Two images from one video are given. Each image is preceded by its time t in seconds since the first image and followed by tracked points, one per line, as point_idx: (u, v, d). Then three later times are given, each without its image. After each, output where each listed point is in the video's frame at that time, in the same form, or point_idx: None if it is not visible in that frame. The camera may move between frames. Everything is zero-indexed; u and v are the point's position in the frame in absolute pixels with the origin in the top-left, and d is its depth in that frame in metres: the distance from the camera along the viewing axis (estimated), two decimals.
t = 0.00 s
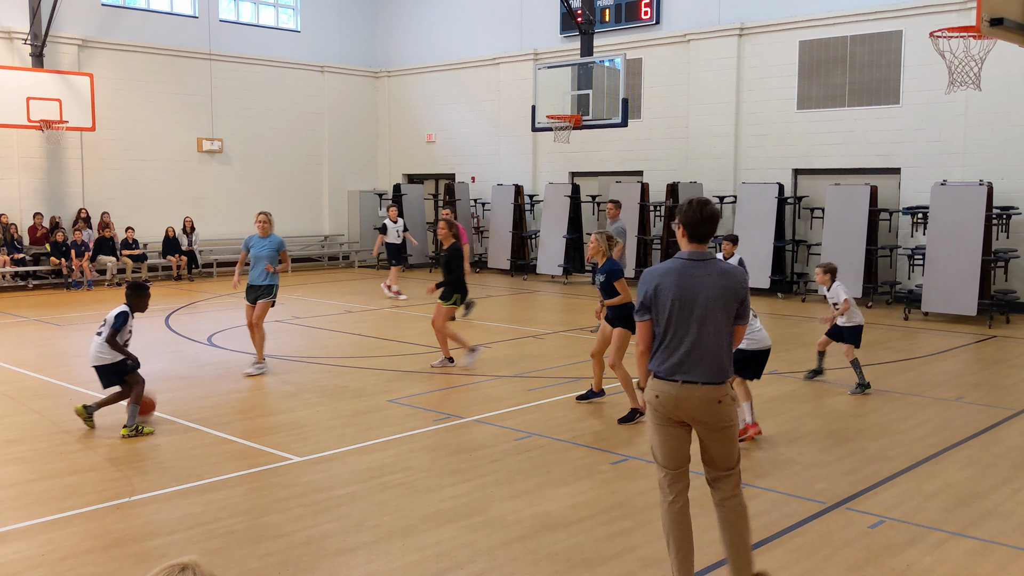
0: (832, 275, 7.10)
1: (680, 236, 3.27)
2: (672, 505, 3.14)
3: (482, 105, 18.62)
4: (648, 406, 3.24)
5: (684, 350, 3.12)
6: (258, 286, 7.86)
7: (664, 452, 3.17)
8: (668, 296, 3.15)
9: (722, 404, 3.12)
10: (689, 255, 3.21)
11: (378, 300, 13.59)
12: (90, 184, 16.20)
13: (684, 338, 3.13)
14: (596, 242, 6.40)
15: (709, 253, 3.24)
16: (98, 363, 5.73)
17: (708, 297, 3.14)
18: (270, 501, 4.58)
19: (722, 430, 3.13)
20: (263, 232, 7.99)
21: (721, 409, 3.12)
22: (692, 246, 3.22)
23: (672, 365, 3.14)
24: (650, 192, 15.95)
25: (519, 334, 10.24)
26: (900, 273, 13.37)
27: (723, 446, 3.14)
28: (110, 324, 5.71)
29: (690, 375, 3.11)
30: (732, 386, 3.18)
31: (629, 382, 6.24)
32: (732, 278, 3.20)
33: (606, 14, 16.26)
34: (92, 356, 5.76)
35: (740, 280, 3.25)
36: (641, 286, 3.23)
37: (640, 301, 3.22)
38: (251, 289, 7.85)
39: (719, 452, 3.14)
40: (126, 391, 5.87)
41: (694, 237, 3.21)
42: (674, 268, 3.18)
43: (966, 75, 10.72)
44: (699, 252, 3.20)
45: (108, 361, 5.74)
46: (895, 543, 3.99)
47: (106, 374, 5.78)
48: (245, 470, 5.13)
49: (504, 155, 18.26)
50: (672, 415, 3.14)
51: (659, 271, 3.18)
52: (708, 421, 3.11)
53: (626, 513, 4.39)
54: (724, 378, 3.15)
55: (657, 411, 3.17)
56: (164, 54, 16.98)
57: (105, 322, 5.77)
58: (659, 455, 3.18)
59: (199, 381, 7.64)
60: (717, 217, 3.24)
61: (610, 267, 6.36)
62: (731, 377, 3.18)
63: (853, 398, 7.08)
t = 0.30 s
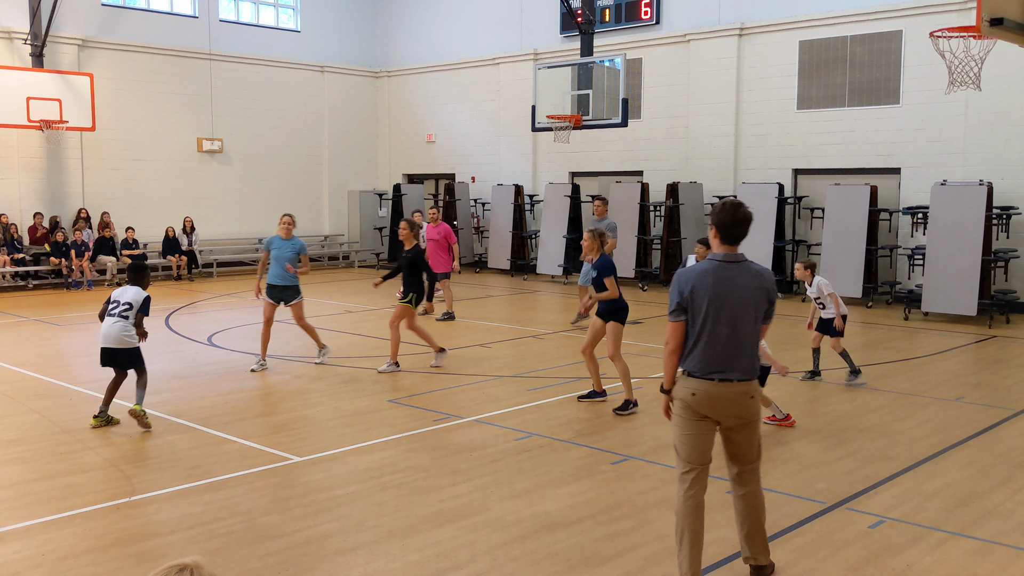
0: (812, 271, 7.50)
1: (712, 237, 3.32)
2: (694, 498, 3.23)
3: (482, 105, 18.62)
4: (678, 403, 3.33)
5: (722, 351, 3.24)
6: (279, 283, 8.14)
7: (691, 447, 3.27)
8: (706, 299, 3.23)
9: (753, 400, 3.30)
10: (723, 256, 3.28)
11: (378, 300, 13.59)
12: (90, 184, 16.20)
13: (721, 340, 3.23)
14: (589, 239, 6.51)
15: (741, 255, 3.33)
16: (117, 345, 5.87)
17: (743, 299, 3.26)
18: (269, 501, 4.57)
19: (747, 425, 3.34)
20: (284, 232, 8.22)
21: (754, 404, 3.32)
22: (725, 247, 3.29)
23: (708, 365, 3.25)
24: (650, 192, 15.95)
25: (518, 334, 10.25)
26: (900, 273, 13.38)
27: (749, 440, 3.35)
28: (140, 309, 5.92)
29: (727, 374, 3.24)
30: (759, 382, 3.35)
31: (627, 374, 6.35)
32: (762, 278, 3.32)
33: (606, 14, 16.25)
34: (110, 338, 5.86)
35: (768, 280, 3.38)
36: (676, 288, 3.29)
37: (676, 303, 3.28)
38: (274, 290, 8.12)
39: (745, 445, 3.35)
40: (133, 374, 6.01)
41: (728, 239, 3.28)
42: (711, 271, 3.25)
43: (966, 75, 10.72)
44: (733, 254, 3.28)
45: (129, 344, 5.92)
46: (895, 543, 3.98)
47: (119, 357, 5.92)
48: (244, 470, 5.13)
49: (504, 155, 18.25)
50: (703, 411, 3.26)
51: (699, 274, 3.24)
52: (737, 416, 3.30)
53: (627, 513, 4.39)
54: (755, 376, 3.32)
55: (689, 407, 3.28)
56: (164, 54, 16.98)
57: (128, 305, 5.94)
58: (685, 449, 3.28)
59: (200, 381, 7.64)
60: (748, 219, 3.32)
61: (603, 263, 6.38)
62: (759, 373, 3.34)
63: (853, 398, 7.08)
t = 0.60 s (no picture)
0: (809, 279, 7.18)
1: (743, 235, 3.44)
2: (707, 476, 3.47)
3: (483, 105, 18.61)
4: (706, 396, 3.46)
5: (750, 345, 3.35)
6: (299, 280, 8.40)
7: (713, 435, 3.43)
8: (733, 294, 3.36)
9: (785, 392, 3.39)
10: (751, 255, 3.41)
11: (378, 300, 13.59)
12: (90, 184, 16.21)
13: (749, 335, 3.35)
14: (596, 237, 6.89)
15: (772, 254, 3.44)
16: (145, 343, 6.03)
17: (772, 294, 3.37)
18: (270, 501, 4.58)
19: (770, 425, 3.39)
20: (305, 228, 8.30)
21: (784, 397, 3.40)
22: (754, 245, 3.41)
23: (738, 359, 3.36)
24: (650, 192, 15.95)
25: (518, 334, 10.25)
26: (900, 273, 13.38)
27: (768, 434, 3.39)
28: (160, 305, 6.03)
29: (756, 368, 3.34)
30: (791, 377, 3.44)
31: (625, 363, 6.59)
32: (792, 274, 3.43)
33: (606, 14, 16.26)
34: (137, 338, 6.00)
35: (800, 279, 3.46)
36: (705, 284, 3.41)
37: (705, 298, 3.40)
38: (292, 286, 8.36)
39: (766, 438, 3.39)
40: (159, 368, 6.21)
41: (758, 237, 3.39)
42: (738, 267, 3.38)
43: (966, 75, 10.72)
44: (761, 251, 3.40)
45: (154, 340, 6.08)
46: (895, 543, 3.99)
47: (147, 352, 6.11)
48: (244, 470, 5.13)
49: (504, 155, 18.25)
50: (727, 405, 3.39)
51: (728, 270, 3.36)
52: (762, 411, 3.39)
53: (627, 513, 4.39)
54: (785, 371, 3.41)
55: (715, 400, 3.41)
56: (164, 53, 16.98)
57: (146, 303, 6.01)
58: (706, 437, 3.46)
59: (200, 381, 7.64)
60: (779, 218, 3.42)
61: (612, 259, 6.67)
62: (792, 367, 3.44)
63: (853, 398, 7.08)
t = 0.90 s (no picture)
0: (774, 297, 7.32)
1: (758, 234, 3.55)
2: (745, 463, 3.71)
3: (483, 105, 18.61)
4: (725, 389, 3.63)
5: (759, 340, 3.45)
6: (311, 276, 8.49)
7: (734, 428, 3.61)
8: (745, 290, 3.48)
9: (795, 390, 3.44)
10: (765, 252, 3.51)
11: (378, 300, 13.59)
12: (91, 184, 16.21)
13: (760, 329, 3.45)
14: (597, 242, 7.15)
15: (785, 252, 3.53)
16: (170, 334, 6.44)
17: (784, 291, 3.46)
18: (269, 501, 4.58)
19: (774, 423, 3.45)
20: (313, 226, 8.45)
21: (793, 394, 3.44)
22: (769, 242, 3.51)
23: (747, 352, 3.48)
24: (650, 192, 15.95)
25: (518, 334, 10.25)
26: (900, 273, 13.39)
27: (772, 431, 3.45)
28: (184, 297, 6.47)
29: (766, 363, 3.44)
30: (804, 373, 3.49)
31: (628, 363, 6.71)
32: (808, 272, 3.49)
33: (606, 15, 16.26)
34: (162, 329, 6.42)
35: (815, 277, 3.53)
36: (720, 278, 3.56)
37: (718, 293, 3.55)
38: (303, 283, 8.41)
39: (770, 436, 3.45)
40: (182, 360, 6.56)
41: (772, 235, 3.50)
42: (751, 263, 3.50)
43: (966, 75, 10.72)
44: (775, 249, 3.50)
45: (179, 332, 6.49)
46: (895, 543, 3.98)
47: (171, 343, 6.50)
48: (245, 469, 5.14)
49: (504, 155, 18.25)
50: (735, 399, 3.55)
51: (739, 266, 3.50)
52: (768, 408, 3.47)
53: (627, 513, 4.39)
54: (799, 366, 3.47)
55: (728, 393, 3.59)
56: (164, 54, 16.98)
57: (171, 295, 6.44)
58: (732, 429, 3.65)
59: (199, 381, 7.65)
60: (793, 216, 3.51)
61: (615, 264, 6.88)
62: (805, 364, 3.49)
63: (852, 398, 7.08)
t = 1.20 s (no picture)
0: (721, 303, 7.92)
1: (764, 233, 3.58)
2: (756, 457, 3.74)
3: (483, 105, 18.61)
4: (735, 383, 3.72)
5: (761, 337, 3.52)
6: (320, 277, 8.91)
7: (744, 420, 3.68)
8: (749, 288, 3.54)
9: (796, 385, 3.48)
10: (771, 251, 3.55)
11: (378, 300, 13.59)
12: (91, 184, 16.21)
13: (763, 326, 3.51)
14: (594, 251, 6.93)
15: (791, 251, 3.55)
16: (179, 336, 6.44)
17: (787, 289, 3.49)
18: (269, 501, 4.58)
19: (775, 419, 3.50)
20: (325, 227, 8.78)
21: (795, 389, 3.48)
22: (774, 242, 3.54)
23: (750, 349, 3.56)
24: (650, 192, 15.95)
25: (518, 334, 10.26)
26: (900, 273, 13.40)
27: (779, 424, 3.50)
28: (193, 298, 6.52)
29: (768, 359, 3.50)
30: (808, 369, 3.54)
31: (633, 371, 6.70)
32: (813, 272, 3.51)
33: (606, 14, 16.26)
34: (172, 331, 6.42)
35: (821, 275, 3.54)
36: (726, 277, 3.62)
37: (724, 291, 3.62)
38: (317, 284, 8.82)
39: (777, 429, 3.50)
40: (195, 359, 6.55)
41: (777, 235, 3.52)
42: (755, 264, 3.54)
43: (966, 75, 10.72)
44: (781, 248, 3.53)
45: (188, 333, 6.49)
46: (895, 543, 3.98)
47: (181, 345, 6.50)
48: (245, 469, 5.14)
49: (504, 155, 18.25)
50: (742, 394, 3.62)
51: (743, 265, 3.55)
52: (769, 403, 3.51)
53: (627, 513, 4.39)
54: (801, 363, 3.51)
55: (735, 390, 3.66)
56: (164, 53, 16.98)
57: (180, 298, 6.47)
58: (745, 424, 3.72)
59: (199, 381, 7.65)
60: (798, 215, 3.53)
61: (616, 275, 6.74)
62: (809, 360, 3.53)
63: (852, 398, 7.08)
